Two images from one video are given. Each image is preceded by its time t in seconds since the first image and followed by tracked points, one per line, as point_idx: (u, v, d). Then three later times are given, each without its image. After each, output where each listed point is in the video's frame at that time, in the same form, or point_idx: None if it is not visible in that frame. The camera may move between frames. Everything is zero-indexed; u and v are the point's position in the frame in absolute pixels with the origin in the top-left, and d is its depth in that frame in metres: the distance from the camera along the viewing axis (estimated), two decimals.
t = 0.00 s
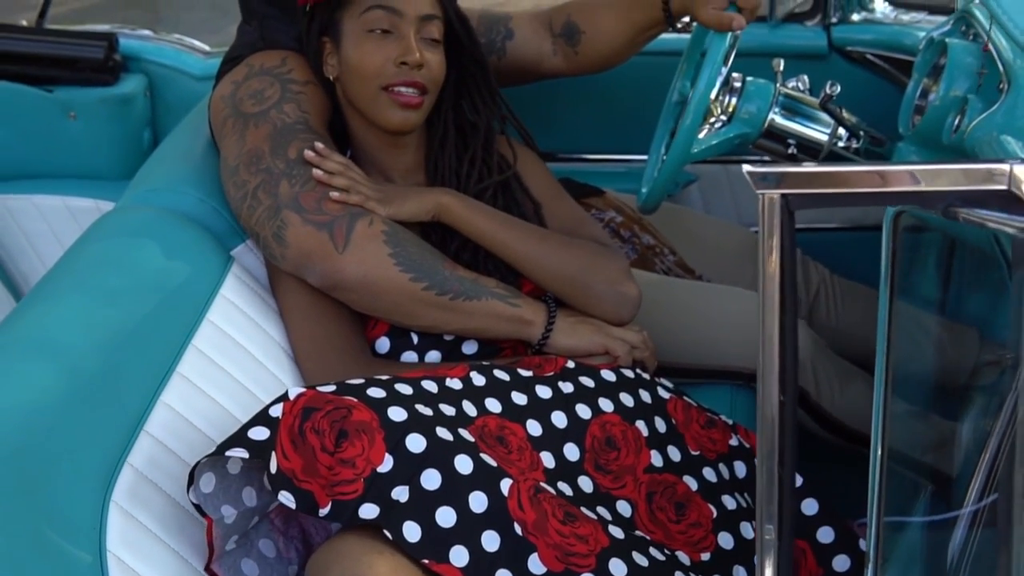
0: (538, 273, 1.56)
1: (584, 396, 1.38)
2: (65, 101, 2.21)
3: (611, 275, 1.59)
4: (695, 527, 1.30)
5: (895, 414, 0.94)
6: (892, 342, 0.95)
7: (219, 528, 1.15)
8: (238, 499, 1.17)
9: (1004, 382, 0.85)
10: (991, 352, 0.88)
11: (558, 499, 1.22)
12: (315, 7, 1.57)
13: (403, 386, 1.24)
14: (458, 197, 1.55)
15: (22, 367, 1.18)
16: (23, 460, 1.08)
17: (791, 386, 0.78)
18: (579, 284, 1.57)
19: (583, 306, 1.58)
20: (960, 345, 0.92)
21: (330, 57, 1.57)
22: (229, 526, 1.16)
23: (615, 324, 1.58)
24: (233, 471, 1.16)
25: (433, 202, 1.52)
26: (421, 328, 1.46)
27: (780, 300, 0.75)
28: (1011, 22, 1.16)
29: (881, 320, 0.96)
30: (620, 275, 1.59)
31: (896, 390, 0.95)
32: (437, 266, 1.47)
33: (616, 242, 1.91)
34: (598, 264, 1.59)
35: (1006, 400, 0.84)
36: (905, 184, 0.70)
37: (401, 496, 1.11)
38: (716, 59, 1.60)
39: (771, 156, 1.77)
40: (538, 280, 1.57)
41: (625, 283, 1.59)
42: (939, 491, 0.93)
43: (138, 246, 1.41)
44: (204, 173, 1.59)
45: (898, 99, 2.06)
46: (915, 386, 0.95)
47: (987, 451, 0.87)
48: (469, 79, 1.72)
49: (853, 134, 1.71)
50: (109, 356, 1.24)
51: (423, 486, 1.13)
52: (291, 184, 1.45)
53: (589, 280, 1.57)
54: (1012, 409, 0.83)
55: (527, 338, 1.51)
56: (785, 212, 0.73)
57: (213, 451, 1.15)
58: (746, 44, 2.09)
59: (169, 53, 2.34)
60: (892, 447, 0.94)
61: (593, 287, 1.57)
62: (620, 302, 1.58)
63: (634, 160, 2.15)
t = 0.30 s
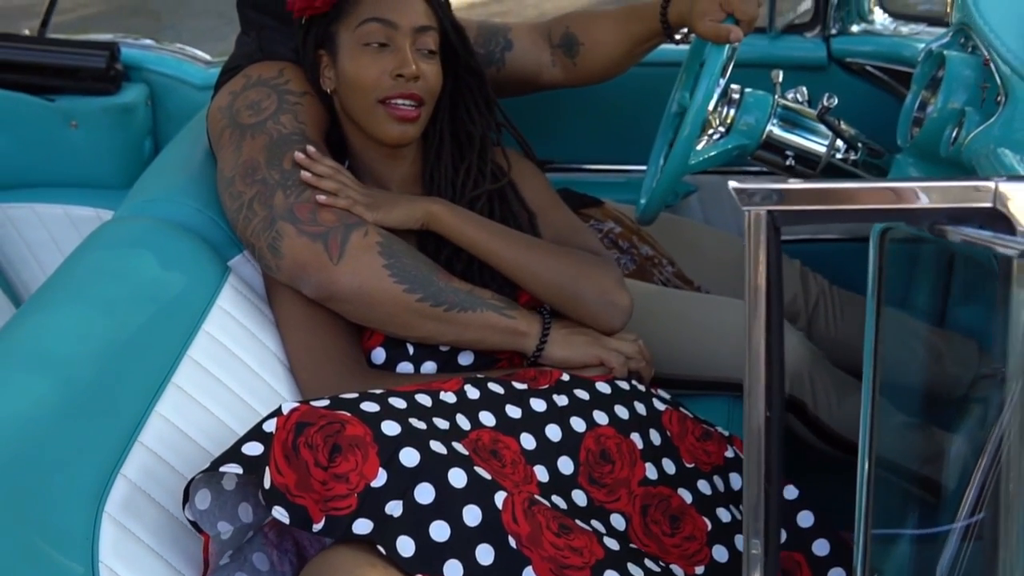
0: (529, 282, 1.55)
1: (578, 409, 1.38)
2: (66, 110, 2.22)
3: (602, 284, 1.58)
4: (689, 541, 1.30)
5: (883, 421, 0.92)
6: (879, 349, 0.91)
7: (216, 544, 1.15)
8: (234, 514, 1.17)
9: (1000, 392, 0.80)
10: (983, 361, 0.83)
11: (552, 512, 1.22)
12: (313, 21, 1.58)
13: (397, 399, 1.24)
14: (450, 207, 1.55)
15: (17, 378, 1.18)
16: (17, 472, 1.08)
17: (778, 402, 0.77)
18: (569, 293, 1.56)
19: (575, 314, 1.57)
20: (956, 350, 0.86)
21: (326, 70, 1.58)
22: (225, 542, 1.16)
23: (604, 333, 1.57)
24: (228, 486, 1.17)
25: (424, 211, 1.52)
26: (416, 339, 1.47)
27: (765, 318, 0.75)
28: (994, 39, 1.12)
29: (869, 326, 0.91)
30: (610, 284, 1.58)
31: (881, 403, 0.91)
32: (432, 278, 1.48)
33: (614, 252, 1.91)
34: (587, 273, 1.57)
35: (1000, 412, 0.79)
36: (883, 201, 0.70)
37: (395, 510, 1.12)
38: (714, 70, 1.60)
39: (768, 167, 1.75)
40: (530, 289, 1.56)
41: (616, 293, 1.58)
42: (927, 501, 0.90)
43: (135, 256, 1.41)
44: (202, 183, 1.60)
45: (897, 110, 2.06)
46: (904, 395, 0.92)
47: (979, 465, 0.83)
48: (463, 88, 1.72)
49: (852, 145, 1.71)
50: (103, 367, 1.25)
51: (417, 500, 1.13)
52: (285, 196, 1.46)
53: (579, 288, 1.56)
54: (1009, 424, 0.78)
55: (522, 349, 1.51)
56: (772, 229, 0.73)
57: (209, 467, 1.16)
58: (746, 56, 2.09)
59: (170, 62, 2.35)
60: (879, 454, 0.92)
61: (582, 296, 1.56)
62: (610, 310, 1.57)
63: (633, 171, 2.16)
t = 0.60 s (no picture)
0: (520, 291, 1.54)
1: (572, 422, 1.38)
2: (66, 120, 2.23)
3: (591, 293, 1.56)
4: (682, 554, 1.30)
5: (871, 427, 0.87)
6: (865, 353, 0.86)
7: (208, 556, 1.16)
8: (226, 527, 1.17)
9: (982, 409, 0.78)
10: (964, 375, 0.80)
11: (546, 525, 1.22)
12: (308, 33, 1.58)
13: (391, 412, 1.24)
14: (440, 217, 1.54)
15: (10, 389, 1.18)
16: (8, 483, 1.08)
17: (763, 415, 0.77)
18: (558, 302, 1.55)
19: (564, 321, 1.56)
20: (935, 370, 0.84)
21: (321, 82, 1.58)
22: (218, 554, 1.16)
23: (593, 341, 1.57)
24: (220, 499, 1.17)
25: (415, 220, 1.52)
26: (412, 349, 1.48)
27: (751, 331, 0.75)
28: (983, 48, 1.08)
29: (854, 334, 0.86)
30: (598, 293, 1.57)
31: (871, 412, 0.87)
32: (426, 289, 1.48)
33: (612, 262, 1.91)
34: (575, 282, 1.56)
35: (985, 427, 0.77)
36: (856, 217, 0.70)
37: (388, 524, 1.12)
38: (710, 82, 1.59)
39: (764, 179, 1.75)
40: (521, 298, 1.55)
41: (606, 302, 1.57)
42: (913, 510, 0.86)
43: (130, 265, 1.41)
44: (197, 193, 1.60)
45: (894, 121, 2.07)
46: (892, 404, 0.87)
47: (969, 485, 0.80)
48: (458, 97, 1.72)
49: (848, 157, 1.71)
50: (97, 378, 1.25)
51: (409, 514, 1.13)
52: (279, 207, 1.46)
53: (567, 297, 1.55)
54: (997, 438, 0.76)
55: (516, 360, 1.51)
56: (758, 244, 0.72)
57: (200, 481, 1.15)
58: (743, 67, 2.09)
59: (170, 71, 2.35)
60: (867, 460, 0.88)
61: (572, 305, 1.55)
62: (598, 321, 1.56)
63: (632, 181, 2.16)
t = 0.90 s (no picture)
0: (495, 308, 1.51)
1: (565, 436, 1.38)
2: (65, 131, 2.24)
3: (564, 314, 1.53)
4: (675, 569, 1.29)
5: (855, 437, 0.82)
6: (849, 366, 0.81)
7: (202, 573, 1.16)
8: (220, 544, 1.17)
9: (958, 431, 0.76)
10: (940, 395, 0.78)
11: (536, 543, 1.21)
12: (302, 48, 1.59)
13: (382, 429, 1.24)
14: (418, 227, 1.52)
15: None
16: None
17: (746, 433, 0.77)
18: (531, 320, 1.51)
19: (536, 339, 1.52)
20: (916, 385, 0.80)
21: (317, 96, 1.59)
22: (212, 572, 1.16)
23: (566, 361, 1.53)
24: (212, 516, 1.17)
25: (390, 227, 1.50)
26: (404, 362, 1.47)
27: (734, 345, 0.74)
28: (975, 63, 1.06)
29: (838, 346, 0.82)
30: (574, 312, 1.54)
31: (854, 419, 0.82)
32: (420, 303, 1.48)
33: (608, 275, 1.92)
34: (550, 301, 1.53)
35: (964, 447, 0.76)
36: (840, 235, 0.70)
37: (377, 542, 1.12)
38: (705, 95, 1.59)
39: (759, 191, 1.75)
40: (497, 316, 1.52)
41: (583, 321, 1.53)
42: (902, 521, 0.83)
43: (124, 277, 1.41)
44: (193, 205, 1.60)
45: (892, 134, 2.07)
46: (876, 413, 0.82)
47: (955, 506, 0.78)
48: (450, 110, 1.73)
49: (843, 170, 1.72)
50: (86, 391, 1.24)
51: (399, 532, 1.13)
52: (274, 221, 1.47)
53: (539, 315, 1.51)
54: (979, 455, 0.74)
55: (511, 373, 1.52)
56: (740, 261, 0.73)
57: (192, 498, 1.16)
58: (739, 80, 2.10)
59: (170, 84, 2.36)
60: (851, 468, 0.83)
61: (544, 322, 1.51)
62: (572, 341, 1.52)
63: (631, 194, 2.16)
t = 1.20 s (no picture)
0: (477, 323, 1.50)
1: (559, 452, 1.38)
2: (65, 144, 2.24)
3: (547, 331, 1.52)
4: None
5: (842, 449, 0.82)
6: (835, 378, 0.81)
7: None
8: (212, 560, 1.19)
9: (944, 449, 0.76)
10: (935, 411, 0.77)
11: (528, 561, 1.21)
12: (298, 62, 1.61)
13: (375, 445, 1.27)
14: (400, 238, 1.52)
15: None
16: None
17: (733, 451, 0.76)
18: (511, 335, 1.51)
19: (516, 355, 1.52)
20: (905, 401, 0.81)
21: (313, 110, 1.60)
22: None
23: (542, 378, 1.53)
24: (202, 533, 1.18)
25: (375, 241, 1.50)
26: (399, 377, 1.49)
27: (719, 364, 0.74)
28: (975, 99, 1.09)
29: (824, 359, 0.81)
30: (556, 330, 1.53)
31: (840, 426, 0.81)
32: (415, 318, 1.50)
33: (606, 289, 1.91)
34: (532, 317, 1.52)
35: (948, 464, 0.76)
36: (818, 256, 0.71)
37: (368, 560, 1.16)
38: (701, 110, 1.59)
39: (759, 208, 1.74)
40: (479, 331, 1.51)
41: (563, 340, 1.53)
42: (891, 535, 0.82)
43: (120, 291, 1.41)
44: (189, 219, 1.60)
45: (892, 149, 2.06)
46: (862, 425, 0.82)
47: (947, 525, 0.78)
48: (447, 124, 1.73)
49: (841, 186, 1.68)
50: (80, 404, 1.24)
51: (390, 551, 1.17)
52: (269, 236, 1.48)
53: (519, 332, 1.51)
54: (963, 471, 0.75)
55: (506, 389, 1.52)
56: (724, 279, 0.72)
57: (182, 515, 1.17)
58: (738, 95, 2.10)
59: (171, 97, 2.37)
60: (838, 481, 0.82)
61: (525, 339, 1.51)
62: (553, 358, 1.52)
63: (630, 208, 2.16)
